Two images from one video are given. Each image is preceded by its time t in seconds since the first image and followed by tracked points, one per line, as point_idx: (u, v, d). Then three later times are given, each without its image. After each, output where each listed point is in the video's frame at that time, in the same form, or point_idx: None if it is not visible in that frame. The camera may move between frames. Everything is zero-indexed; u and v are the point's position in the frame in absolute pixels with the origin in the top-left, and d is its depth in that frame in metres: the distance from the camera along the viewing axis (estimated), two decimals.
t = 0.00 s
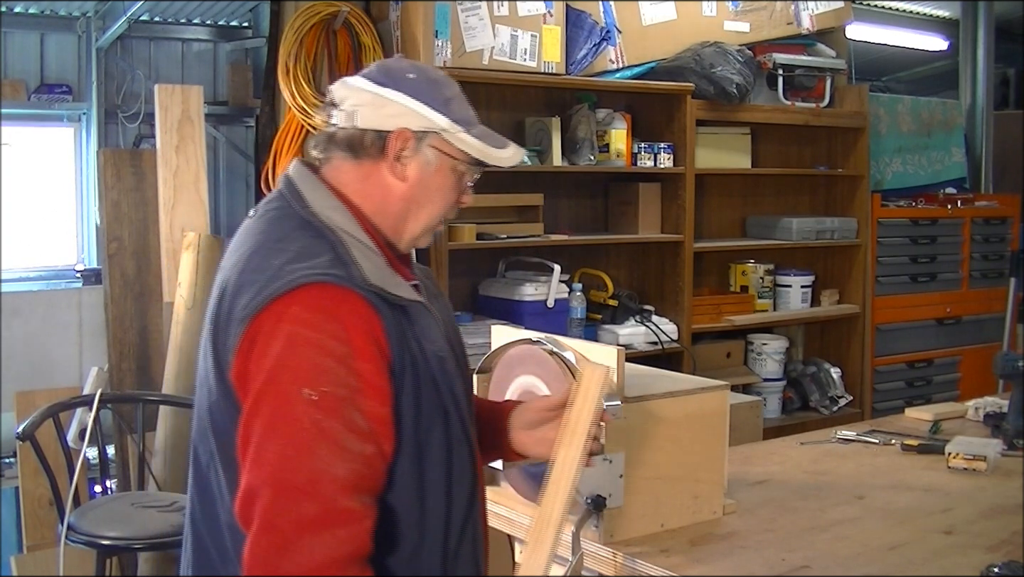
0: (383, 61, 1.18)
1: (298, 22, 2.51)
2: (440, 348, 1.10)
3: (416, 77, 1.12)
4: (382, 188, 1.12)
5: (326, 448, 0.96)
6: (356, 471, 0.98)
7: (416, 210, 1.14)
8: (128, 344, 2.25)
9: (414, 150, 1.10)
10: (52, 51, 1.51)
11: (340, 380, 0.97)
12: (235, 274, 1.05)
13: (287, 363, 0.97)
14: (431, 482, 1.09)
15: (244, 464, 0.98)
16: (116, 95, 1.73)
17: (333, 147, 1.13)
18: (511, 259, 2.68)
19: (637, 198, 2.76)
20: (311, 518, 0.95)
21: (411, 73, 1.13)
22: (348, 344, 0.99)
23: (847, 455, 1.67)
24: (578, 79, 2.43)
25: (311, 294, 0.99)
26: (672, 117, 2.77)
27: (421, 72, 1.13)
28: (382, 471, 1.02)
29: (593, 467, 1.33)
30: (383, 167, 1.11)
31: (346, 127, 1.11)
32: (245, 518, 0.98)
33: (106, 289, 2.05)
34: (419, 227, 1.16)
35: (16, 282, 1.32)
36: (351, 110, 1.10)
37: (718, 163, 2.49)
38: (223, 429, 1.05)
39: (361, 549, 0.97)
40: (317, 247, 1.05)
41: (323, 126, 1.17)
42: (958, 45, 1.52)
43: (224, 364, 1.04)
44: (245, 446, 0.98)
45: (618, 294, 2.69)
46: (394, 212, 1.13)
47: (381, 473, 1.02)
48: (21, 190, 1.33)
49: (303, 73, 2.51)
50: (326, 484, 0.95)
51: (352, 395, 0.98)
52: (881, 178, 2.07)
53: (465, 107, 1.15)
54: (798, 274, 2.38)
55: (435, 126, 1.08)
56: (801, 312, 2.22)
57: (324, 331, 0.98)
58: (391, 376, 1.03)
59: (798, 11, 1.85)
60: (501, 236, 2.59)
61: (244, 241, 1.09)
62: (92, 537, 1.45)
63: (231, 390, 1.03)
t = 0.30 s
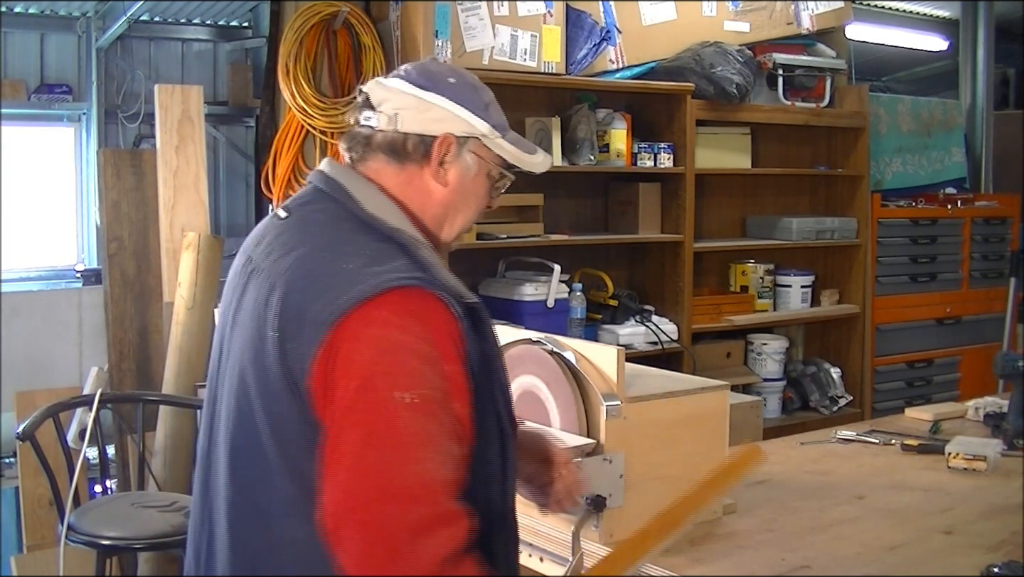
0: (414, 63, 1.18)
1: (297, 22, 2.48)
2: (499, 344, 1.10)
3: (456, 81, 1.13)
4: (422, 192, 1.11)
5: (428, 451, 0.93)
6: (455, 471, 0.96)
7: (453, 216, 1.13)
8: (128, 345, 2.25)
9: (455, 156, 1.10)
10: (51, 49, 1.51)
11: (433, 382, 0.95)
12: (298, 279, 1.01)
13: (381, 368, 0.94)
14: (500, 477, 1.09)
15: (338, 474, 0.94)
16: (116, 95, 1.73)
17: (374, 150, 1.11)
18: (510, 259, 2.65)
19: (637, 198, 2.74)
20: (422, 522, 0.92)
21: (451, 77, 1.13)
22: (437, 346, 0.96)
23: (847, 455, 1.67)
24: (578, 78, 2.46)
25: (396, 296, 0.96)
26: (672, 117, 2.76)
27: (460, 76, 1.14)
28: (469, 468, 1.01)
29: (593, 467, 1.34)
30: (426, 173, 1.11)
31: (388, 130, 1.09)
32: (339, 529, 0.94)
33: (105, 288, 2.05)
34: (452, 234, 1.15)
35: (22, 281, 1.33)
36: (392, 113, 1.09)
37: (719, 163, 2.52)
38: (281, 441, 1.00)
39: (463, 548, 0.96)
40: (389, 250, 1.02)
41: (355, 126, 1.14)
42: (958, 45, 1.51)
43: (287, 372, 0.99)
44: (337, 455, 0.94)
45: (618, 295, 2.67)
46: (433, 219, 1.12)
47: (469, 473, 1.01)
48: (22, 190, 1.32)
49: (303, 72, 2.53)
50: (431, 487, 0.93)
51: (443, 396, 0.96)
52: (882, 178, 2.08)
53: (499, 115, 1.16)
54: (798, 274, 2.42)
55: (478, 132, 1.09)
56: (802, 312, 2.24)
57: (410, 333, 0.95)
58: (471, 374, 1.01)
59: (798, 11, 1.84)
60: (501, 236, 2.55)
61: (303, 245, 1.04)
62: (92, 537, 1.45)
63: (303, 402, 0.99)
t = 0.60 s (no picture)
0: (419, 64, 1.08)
1: (297, 22, 2.48)
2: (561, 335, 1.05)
3: (469, 82, 1.04)
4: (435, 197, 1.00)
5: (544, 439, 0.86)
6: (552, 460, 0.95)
7: (464, 221, 1.03)
8: (128, 345, 2.21)
9: (468, 159, 1.01)
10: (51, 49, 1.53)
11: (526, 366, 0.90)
12: (355, 282, 0.88)
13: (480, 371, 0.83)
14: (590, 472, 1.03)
15: (460, 492, 0.83)
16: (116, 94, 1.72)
17: (387, 148, 1.00)
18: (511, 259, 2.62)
19: (638, 198, 2.73)
20: (560, 512, 0.85)
21: (463, 77, 1.04)
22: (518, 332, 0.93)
23: (847, 455, 1.67)
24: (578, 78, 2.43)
25: (481, 295, 0.85)
26: (672, 117, 2.76)
27: (470, 78, 1.05)
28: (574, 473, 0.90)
29: (593, 467, 1.31)
30: (441, 175, 1.00)
31: (402, 132, 0.99)
32: (455, 544, 0.85)
33: (105, 289, 2.05)
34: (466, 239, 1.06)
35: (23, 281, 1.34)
36: (406, 114, 0.99)
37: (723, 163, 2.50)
38: (333, 480, 0.88)
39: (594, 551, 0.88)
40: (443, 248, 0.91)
41: (365, 127, 1.03)
42: (958, 44, 1.50)
43: (347, 389, 0.87)
44: (455, 470, 0.83)
45: (618, 294, 2.64)
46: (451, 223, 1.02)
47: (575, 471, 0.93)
48: (22, 192, 1.31)
49: (303, 73, 2.48)
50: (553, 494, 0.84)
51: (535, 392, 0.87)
52: (882, 178, 2.10)
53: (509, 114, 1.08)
54: (798, 274, 2.42)
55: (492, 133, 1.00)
56: (802, 312, 2.27)
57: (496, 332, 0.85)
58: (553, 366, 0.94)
59: (798, 11, 1.84)
60: (502, 237, 2.54)
61: (350, 242, 0.90)
62: (92, 537, 1.47)
63: (381, 414, 0.87)
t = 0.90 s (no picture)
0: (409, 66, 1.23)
1: (297, 22, 2.48)
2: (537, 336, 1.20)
3: (454, 82, 1.18)
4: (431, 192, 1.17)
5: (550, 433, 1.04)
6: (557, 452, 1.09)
7: (462, 214, 1.20)
8: (127, 345, 2.25)
9: (458, 155, 1.17)
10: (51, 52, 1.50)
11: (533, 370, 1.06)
12: (375, 279, 1.04)
13: (502, 377, 1.02)
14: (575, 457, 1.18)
15: (489, 481, 1.02)
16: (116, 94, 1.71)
17: (384, 151, 1.16)
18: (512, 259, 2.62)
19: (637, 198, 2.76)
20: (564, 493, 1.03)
21: (449, 78, 1.19)
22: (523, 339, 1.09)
23: (847, 455, 1.67)
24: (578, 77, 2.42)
25: (496, 306, 1.04)
26: (672, 116, 2.76)
27: (455, 78, 1.20)
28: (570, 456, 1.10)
29: (593, 467, 1.31)
30: (433, 172, 1.17)
31: (390, 134, 1.16)
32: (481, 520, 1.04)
33: (106, 289, 2.05)
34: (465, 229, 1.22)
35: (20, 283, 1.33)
36: (395, 118, 1.15)
37: (722, 163, 2.52)
38: (340, 436, 1.05)
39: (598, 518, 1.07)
40: (458, 253, 1.08)
41: (359, 133, 1.20)
42: (957, 44, 1.51)
43: (368, 369, 1.04)
44: (484, 459, 1.02)
45: (618, 294, 2.68)
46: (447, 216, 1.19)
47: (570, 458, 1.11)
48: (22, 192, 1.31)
49: (303, 73, 2.50)
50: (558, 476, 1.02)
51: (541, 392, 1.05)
52: (881, 178, 2.09)
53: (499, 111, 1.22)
54: (798, 274, 2.43)
55: (478, 131, 1.16)
56: (801, 311, 2.25)
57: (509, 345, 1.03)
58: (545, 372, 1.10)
59: (798, 11, 1.84)
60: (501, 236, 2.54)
61: (369, 243, 1.06)
62: (92, 537, 1.46)
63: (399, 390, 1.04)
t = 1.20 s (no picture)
0: (405, 69, 1.27)
1: (298, 21, 2.47)
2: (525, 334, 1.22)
3: (455, 89, 1.22)
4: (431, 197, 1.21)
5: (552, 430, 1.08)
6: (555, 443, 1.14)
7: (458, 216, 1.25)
8: (128, 345, 2.19)
9: (459, 162, 1.21)
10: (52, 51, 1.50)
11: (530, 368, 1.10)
12: (372, 279, 1.08)
13: (500, 378, 1.06)
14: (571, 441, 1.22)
15: (495, 480, 1.07)
16: (116, 94, 1.72)
17: (387, 155, 1.20)
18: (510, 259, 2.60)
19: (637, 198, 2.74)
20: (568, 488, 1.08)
21: (449, 86, 1.22)
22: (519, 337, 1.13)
23: (847, 455, 1.67)
24: (578, 77, 2.41)
25: (489, 309, 1.08)
26: (672, 116, 2.76)
27: (455, 83, 1.24)
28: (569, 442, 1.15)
29: (593, 467, 1.30)
30: (435, 178, 1.21)
31: (394, 139, 1.19)
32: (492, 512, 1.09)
33: (107, 288, 2.04)
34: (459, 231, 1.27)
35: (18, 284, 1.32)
36: (401, 123, 1.18)
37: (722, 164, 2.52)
38: (333, 429, 1.08)
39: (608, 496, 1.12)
40: (451, 257, 1.12)
41: (355, 134, 1.23)
42: (958, 45, 1.51)
43: (363, 364, 1.07)
44: (487, 456, 1.06)
45: (618, 295, 2.65)
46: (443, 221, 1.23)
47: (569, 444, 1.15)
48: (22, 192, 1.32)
49: (303, 73, 2.51)
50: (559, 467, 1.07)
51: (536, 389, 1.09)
52: (881, 178, 2.15)
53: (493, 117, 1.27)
54: (798, 274, 2.45)
55: (478, 138, 1.20)
56: (801, 311, 2.25)
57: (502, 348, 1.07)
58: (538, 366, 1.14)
59: (798, 11, 1.83)
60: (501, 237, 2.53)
61: (364, 244, 1.10)
62: (92, 537, 1.47)
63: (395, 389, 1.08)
